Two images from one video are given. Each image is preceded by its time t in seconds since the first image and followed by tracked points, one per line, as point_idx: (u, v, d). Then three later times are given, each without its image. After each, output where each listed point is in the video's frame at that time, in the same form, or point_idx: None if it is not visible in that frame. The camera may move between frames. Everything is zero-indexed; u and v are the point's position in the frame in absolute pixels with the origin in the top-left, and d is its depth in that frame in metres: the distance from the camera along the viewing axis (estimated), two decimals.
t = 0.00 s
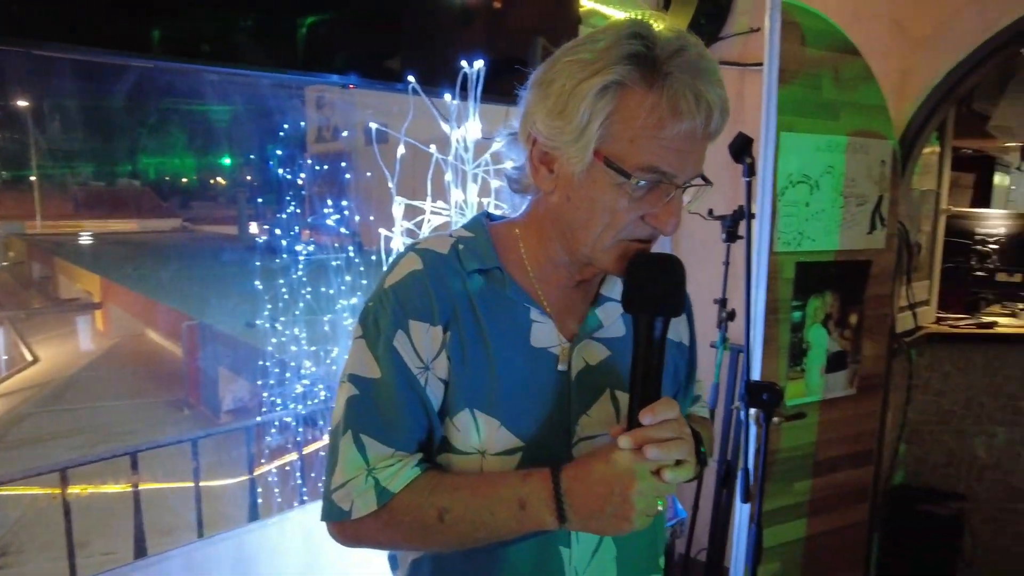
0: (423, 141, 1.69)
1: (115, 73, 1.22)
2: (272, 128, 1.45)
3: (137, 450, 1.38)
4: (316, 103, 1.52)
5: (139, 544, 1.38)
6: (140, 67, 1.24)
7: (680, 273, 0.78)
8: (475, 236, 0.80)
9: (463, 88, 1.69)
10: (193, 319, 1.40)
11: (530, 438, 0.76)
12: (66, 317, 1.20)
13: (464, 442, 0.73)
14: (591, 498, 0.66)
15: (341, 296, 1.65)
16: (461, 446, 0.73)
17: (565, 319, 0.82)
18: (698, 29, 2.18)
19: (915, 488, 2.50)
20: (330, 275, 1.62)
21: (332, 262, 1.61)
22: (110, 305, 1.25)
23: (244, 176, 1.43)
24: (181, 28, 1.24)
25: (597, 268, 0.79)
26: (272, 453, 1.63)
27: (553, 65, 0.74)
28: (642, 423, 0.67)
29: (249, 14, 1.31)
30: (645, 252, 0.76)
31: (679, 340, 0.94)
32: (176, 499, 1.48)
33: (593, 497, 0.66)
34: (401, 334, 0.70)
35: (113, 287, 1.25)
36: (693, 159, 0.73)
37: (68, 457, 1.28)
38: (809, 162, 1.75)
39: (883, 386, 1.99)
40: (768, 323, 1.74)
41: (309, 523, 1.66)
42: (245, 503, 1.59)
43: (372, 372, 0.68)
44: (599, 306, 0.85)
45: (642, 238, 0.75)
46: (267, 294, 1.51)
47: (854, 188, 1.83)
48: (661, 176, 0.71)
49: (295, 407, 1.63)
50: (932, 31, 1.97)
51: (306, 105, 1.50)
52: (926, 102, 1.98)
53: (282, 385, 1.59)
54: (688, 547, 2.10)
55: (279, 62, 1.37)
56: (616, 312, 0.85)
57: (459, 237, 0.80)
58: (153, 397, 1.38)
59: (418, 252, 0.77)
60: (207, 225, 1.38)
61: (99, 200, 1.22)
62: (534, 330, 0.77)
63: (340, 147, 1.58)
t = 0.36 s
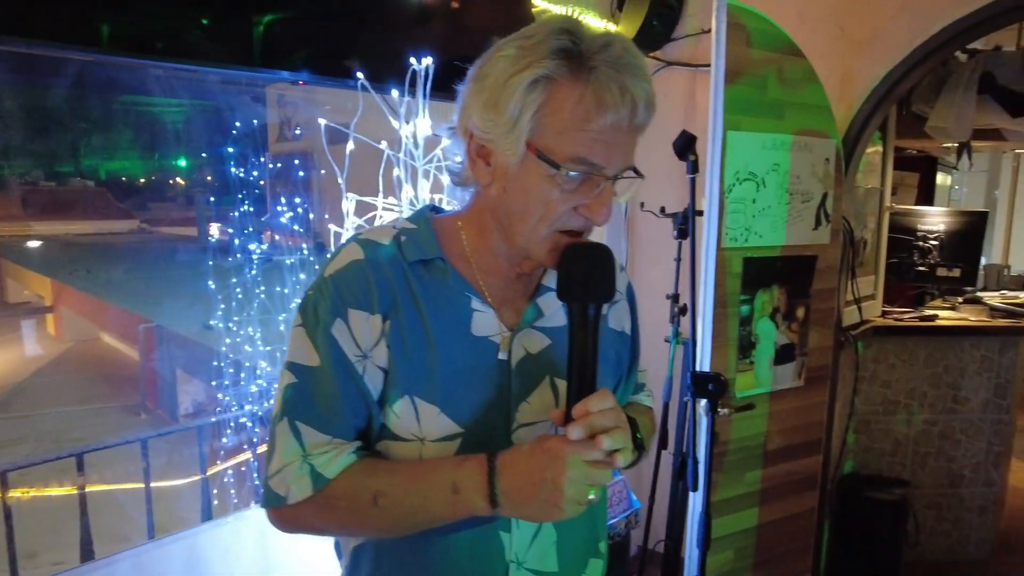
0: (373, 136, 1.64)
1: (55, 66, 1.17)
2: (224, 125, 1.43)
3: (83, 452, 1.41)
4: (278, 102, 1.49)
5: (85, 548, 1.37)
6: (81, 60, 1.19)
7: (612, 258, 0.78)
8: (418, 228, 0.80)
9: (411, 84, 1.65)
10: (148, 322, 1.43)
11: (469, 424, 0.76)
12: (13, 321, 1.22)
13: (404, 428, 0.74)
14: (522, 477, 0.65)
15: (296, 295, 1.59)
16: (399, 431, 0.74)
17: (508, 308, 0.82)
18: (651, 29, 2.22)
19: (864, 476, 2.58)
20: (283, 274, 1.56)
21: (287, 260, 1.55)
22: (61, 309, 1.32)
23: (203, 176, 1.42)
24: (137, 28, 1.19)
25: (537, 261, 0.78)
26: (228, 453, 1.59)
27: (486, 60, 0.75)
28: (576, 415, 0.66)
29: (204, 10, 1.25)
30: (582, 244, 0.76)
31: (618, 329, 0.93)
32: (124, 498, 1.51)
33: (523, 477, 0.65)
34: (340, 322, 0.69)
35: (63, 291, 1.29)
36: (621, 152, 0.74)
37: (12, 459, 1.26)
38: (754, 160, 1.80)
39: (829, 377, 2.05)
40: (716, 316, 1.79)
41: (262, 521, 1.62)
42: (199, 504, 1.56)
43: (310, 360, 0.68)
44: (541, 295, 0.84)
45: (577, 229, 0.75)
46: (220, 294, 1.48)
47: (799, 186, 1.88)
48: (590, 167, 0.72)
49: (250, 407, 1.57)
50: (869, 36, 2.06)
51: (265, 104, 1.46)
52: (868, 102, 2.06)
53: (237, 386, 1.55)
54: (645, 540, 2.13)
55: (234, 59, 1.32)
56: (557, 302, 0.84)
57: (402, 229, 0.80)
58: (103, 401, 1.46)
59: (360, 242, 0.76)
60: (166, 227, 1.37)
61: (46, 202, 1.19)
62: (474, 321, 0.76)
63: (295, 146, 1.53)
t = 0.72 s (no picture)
0: (342, 133, 1.64)
1: (16, 61, 1.11)
2: (191, 122, 1.38)
3: (50, 451, 1.29)
4: (257, 102, 1.47)
5: (53, 549, 1.30)
6: (41, 56, 1.13)
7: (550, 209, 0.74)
8: (380, 219, 0.79)
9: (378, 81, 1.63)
10: (125, 324, 1.33)
11: (432, 400, 0.72)
12: None
13: (365, 403, 0.71)
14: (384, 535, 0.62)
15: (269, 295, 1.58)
16: (360, 407, 0.71)
17: (469, 292, 0.80)
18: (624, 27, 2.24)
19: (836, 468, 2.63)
20: (255, 273, 1.54)
21: (258, 258, 1.54)
22: (37, 312, 1.19)
23: (184, 177, 1.39)
24: (108, 25, 1.15)
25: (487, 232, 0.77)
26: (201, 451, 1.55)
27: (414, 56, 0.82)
28: (513, 358, 0.65)
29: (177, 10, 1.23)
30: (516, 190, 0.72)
31: (584, 313, 0.87)
32: (95, 501, 1.40)
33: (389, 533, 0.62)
34: (288, 310, 0.69)
35: (39, 293, 1.19)
36: (526, 86, 0.73)
37: None
38: (722, 156, 1.83)
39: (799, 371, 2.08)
40: (686, 310, 1.81)
41: (237, 518, 1.60)
42: (171, 502, 1.51)
43: (254, 342, 0.68)
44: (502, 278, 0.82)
45: (500, 177, 0.72)
46: (192, 293, 1.44)
47: (767, 181, 1.91)
48: (496, 107, 0.72)
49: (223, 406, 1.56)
50: (835, 33, 2.10)
51: (237, 103, 1.43)
52: (835, 99, 2.09)
53: (210, 384, 1.53)
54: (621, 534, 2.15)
55: (205, 59, 1.28)
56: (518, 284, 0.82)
57: (364, 220, 0.80)
58: (72, 407, 1.32)
59: (322, 233, 0.76)
60: (146, 229, 1.34)
61: (10, 203, 1.13)
62: (438, 300, 0.75)
63: (265, 144, 1.51)
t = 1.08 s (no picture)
0: (336, 140, 1.68)
1: (15, 71, 1.12)
2: (188, 128, 1.39)
3: (49, 454, 1.25)
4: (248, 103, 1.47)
5: (54, 552, 1.28)
6: (41, 65, 1.14)
7: (517, 187, 0.73)
8: (379, 229, 0.84)
9: (372, 88, 1.70)
10: (118, 328, 1.31)
11: (427, 401, 0.75)
12: None
13: (361, 405, 0.74)
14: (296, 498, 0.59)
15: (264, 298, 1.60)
16: (357, 407, 0.74)
17: (466, 293, 0.83)
18: (611, 33, 2.29)
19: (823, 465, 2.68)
20: (252, 277, 1.56)
21: (255, 262, 1.56)
22: (25, 316, 1.15)
23: (171, 180, 1.37)
24: (97, 30, 1.16)
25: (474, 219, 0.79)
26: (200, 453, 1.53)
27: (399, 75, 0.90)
28: (489, 337, 0.65)
29: (168, 14, 1.24)
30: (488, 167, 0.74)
31: (579, 313, 0.89)
32: (91, 503, 1.34)
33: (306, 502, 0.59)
34: (288, 313, 0.74)
35: (27, 297, 1.16)
36: (487, 68, 0.77)
37: None
38: (709, 159, 1.86)
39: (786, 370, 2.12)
40: (674, 311, 1.85)
41: (235, 519, 1.60)
42: (167, 505, 1.49)
43: (253, 343, 0.72)
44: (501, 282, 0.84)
45: (468, 153, 0.75)
46: (189, 297, 1.44)
47: (753, 184, 1.95)
48: (460, 91, 0.77)
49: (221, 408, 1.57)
50: (818, 39, 2.12)
51: (231, 109, 1.44)
52: (818, 103, 2.14)
53: (207, 388, 1.52)
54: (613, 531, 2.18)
55: (200, 66, 1.31)
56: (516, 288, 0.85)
57: (365, 230, 0.84)
58: (68, 411, 1.27)
59: (324, 245, 0.81)
60: (132, 231, 1.31)
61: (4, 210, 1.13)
62: (435, 303, 0.78)
63: (260, 149, 1.52)
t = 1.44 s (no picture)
0: (340, 143, 1.76)
1: (30, 78, 1.14)
2: (194, 132, 1.43)
3: (59, 451, 1.26)
4: (231, 107, 1.48)
5: (64, 546, 1.30)
6: (56, 71, 1.17)
7: (511, 194, 0.77)
8: (370, 234, 0.84)
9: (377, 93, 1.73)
10: (105, 331, 1.29)
11: (434, 409, 0.78)
12: None
13: (366, 419, 0.76)
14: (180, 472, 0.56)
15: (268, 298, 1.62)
16: (361, 421, 0.76)
17: (462, 296, 0.86)
18: (603, 38, 2.35)
19: (809, 459, 2.76)
20: (255, 277, 1.59)
21: (258, 263, 1.59)
22: (9, 319, 1.15)
23: (155, 184, 1.36)
24: (86, 35, 1.13)
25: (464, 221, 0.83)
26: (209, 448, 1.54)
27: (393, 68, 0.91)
28: (496, 349, 0.67)
29: (154, 17, 1.22)
30: (483, 174, 0.77)
31: (570, 306, 0.95)
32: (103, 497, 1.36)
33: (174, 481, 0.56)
34: (278, 312, 0.74)
35: (9, 301, 1.15)
36: (480, 72, 0.79)
37: None
38: (698, 162, 1.93)
39: (773, 365, 2.19)
40: (665, 309, 1.91)
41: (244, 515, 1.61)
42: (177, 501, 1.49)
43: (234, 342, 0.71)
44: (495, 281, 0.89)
45: (461, 160, 0.77)
46: (194, 298, 1.46)
47: (741, 186, 2.02)
48: (453, 95, 0.79)
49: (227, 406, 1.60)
50: (806, 44, 2.18)
51: (217, 111, 1.45)
52: (802, 106, 2.21)
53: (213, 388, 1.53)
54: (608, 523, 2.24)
55: (199, 70, 1.30)
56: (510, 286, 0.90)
57: (353, 234, 0.85)
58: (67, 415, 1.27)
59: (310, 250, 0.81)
60: (115, 234, 1.29)
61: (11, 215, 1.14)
62: (435, 310, 0.80)
63: (261, 151, 1.57)
